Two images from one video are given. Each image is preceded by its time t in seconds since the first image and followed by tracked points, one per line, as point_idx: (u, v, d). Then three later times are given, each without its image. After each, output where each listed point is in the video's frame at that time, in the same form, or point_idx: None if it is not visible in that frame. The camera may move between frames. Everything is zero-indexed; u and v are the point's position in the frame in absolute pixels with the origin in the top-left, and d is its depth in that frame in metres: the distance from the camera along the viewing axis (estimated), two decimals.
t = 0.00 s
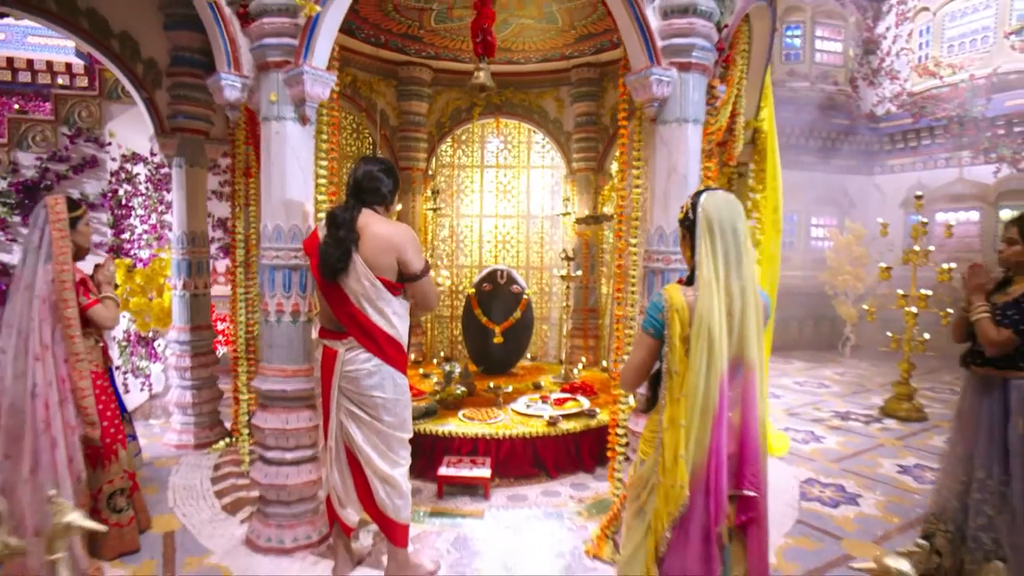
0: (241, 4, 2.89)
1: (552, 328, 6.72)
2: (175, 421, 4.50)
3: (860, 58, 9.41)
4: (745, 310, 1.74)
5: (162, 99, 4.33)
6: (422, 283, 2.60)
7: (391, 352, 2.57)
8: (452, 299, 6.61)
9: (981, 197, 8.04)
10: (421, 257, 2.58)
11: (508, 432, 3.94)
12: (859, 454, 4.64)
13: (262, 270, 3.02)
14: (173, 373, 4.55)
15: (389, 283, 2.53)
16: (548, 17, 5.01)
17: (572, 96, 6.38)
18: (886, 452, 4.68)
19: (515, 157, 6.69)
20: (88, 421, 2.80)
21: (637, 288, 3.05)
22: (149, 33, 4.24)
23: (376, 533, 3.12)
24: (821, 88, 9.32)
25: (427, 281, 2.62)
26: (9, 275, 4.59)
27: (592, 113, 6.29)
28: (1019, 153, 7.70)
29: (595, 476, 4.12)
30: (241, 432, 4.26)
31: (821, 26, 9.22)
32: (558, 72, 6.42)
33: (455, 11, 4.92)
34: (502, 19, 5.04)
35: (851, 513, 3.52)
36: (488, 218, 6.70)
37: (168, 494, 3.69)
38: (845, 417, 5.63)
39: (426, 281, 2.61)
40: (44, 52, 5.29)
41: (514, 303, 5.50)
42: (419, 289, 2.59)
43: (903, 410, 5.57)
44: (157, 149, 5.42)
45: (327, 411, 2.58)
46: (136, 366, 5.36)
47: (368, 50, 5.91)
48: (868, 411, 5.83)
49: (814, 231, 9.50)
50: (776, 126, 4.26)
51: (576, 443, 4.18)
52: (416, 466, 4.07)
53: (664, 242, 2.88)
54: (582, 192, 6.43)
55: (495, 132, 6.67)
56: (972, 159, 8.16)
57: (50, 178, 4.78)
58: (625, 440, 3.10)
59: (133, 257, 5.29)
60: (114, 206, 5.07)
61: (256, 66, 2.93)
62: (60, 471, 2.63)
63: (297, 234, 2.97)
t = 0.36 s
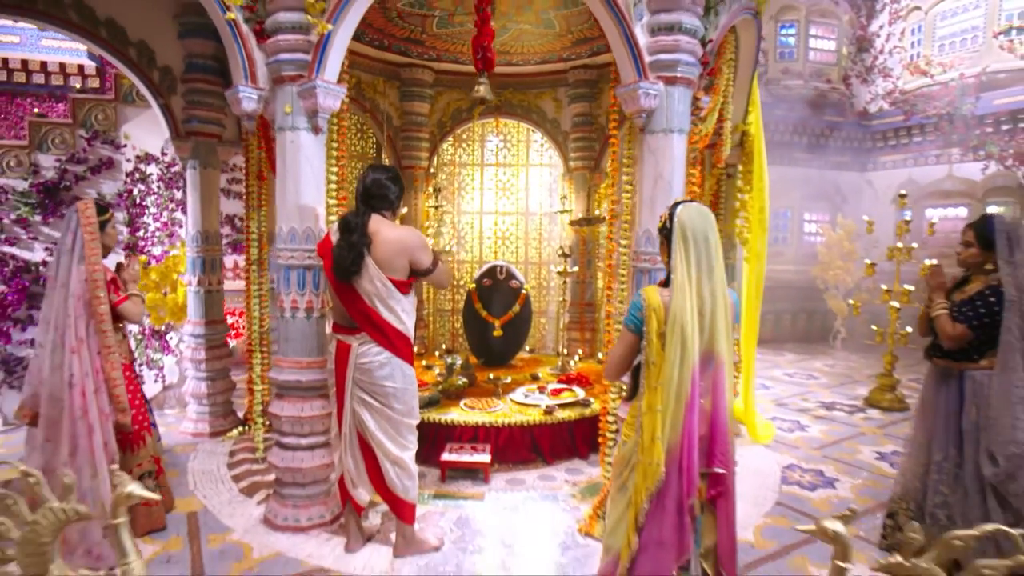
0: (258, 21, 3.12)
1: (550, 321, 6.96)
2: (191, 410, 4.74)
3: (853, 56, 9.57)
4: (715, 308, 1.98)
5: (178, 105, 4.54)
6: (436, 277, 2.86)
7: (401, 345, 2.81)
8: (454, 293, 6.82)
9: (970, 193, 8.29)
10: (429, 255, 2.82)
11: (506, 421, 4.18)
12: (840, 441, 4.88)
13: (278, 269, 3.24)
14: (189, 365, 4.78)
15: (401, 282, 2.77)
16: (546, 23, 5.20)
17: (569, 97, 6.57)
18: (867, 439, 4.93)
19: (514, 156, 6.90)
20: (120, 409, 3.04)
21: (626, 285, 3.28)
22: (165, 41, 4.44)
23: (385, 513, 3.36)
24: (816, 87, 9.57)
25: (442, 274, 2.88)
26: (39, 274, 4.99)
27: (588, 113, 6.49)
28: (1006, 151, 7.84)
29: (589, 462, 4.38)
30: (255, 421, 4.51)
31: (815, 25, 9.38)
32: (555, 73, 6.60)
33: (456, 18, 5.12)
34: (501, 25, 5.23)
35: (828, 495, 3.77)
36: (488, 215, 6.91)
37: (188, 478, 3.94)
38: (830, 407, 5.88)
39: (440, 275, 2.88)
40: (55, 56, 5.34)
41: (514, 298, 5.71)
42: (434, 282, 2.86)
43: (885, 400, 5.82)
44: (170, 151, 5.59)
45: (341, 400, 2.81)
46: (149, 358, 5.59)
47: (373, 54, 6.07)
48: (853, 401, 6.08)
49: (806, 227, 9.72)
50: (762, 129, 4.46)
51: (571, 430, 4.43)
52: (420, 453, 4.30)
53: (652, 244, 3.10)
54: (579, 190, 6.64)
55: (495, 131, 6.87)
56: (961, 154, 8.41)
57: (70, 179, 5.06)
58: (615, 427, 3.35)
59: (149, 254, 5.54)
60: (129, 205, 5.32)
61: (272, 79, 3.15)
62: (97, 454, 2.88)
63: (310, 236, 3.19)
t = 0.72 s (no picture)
0: (271, 34, 3.32)
1: (547, 315, 7.18)
2: (205, 401, 4.97)
3: (847, 54, 9.71)
4: (692, 304, 2.19)
5: (190, 109, 4.75)
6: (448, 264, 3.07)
7: (408, 338, 3.04)
8: (455, 288, 7.02)
9: (958, 189, 8.41)
10: (436, 250, 3.03)
11: (505, 410, 4.41)
12: (824, 429, 5.11)
13: (290, 267, 3.45)
14: (202, 358, 5.01)
15: (407, 279, 2.98)
16: (542, 28, 5.39)
17: (567, 97, 6.76)
18: (849, 428, 5.16)
19: (513, 155, 7.08)
20: (145, 397, 3.26)
21: (617, 282, 3.50)
22: (177, 48, 4.64)
23: (392, 495, 3.59)
24: (808, 84, 9.62)
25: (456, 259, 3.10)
26: (58, 271, 5.23)
27: (584, 113, 6.68)
28: (993, 148, 7.96)
29: (583, 449, 4.61)
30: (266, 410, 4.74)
31: (808, 24, 9.50)
32: (553, 74, 6.78)
33: (456, 23, 5.31)
34: (499, 29, 5.41)
35: (808, 479, 4.01)
36: (488, 212, 7.11)
37: (204, 465, 4.16)
38: (816, 397, 6.12)
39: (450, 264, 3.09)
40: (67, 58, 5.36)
41: (512, 292, 5.92)
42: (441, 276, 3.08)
43: (870, 391, 6.05)
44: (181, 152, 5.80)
45: (353, 389, 3.04)
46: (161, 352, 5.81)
47: (375, 56, 6.26)
48: (839, 392, 6.31)
49: (799, 222, 9.91)
50: (750, 132, 4.65)
51: (567, 419, 4.66)
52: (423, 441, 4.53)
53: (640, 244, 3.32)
54: (576, 188, 6.84)
55: (494, 130, 7.06)
56: (951, 151, 8.62)
57: (85, 180, 5.32)
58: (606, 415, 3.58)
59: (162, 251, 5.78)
60: (142, 204, 5.57)
61: (284, 90, 3.36)
62: (126, 440, 3.12)
63: (321, 236, 3.40)
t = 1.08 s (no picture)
0: (284, 49, 3.53)
1: (545, 313, 7.39)
2: (217, 396, 5.18)
3: (840, 57, 9.90)
4: (674, 303, 2.40)
5: (202, 116, 4.97)
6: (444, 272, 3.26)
7: (411, 334, 3.25)
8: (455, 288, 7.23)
9: (947, 191, 8.77)
10: (435, 253, 3.22)
11: (504, 404, 4.62)
12: (810, 423, 5.33)
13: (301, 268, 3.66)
14: (214, 355, 5.22)
15: (408, 280, 3.19)
16: (540, 36, 5.59)
17: (564, 102, 6.96)
18: (834, 421, 5.38)
19: (512, 157, 7.29)
20: (166, 389, 3.49)
21: (609, 283, 3.71)
22: (190, 58, 4.85)
23: (397, 483, 3.81)
24: (803, 87, 9.88)
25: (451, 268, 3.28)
26: (74, 271, 5.47)
27: (581, 118, 6.90)
28: (981, 150, 8.35)
29: (578, 440, 4.84)
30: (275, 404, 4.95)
31: (802, 28, 9.69)
32: (551, 80, 6.98)
33: (457, 32, 5.52)
34: (499, 38, 5.62)
35: (791, 468, 4.23)
36: (488, 213, 7.31)
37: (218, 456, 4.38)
38: (805, 393, 6.34)
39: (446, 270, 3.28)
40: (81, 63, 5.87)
41: (511, 291, 6.11)
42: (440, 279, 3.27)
43: (857, 386, 6.27)
44: (191, 155, 5.99)
45: (360, 382, 3.26)
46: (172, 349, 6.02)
47: (378, 62, 6.46)
48: (827, 388, 6.53)
49: (792, 222, 10.12)
50: (739, 137, 4.85)
51: (563, 413, 4.87)
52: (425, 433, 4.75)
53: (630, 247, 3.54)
54: (574, 190, 7.06)
55: (494, 134, 7.27)
56: (940, 153, 8.88)
57: (101, 183, 5.54)
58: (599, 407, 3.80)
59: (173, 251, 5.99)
60: (155, 206, 5.79)
61: (295, 101, 3.57)
62: (150, 428, 3.34)
63: (331, 239, 3.61)
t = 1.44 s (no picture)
0: (294, 62, 3.74)
1: (543, 311, 7.60)
2: (227, 392, 5.39)
3: (833, 60, 10.08)
4: (658, 302, 2.61)
5: (213, 123, 5.18)
6: (438, 278, 3.43)
7: (414, 332, 3.45)
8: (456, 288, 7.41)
9: (936, 192, 8.99)
10: (434, 258, 3.41)
11: (503, 398, 4.83)
12: (798, 417, 5.54)
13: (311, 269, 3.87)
14: (225, 352, 5.43)
15: (407, 281, 3.38)
16: (538, 45, 5.78)
17: (562, 106, 7.16)
18: (821, 415, 5.60)
19: (511, 160, 7.51)
20: (184, 381, 3.70)
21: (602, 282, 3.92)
22: (202, 68, 5.07)
23: (402, 472, 4.03)
24: (795, 90, 9.96)
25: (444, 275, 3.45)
26: (90, 272, 5.69)
27: (578, 122, 7.11)
28: (970, 153, 8.57)
29: (575, 433, 5.05)
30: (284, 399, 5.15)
31: (795, 32, 9.81)
32: (549, 85, 7.17)
33: (458, 41, 5.72)
34: (499, 46, 5.82)
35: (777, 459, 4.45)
36: (488, 214, 7.51)
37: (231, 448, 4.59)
38: (794, 388, 6.56)
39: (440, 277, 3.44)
40: (88, 70, 6.21)
41: (510, 290, 6.29)
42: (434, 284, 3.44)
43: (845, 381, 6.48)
44: (200, 159, 6.20)
45: (367, 375, 3.48)
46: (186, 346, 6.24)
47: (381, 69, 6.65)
48: (816, 383, 6.75)
49: (786, 222, 10.31)
50: (728, 142, 5.05)
51: (560, 407, 5.09)
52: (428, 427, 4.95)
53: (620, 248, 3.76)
54: (571, 192, 7.27)
55: (493, 137, 7.48)
56: (930, 155, 9.09)
57: (115, 187, 5.76)
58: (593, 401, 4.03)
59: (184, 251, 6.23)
60: (167, 208, 6.01)
61: (306, 111, 3.78)
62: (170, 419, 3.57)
63: (339, 241, 3.82)
